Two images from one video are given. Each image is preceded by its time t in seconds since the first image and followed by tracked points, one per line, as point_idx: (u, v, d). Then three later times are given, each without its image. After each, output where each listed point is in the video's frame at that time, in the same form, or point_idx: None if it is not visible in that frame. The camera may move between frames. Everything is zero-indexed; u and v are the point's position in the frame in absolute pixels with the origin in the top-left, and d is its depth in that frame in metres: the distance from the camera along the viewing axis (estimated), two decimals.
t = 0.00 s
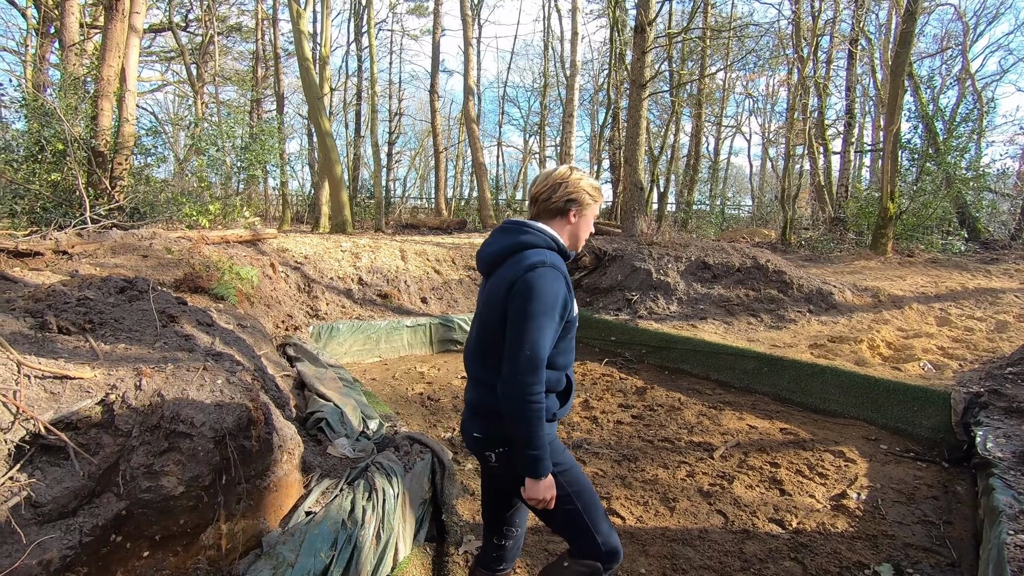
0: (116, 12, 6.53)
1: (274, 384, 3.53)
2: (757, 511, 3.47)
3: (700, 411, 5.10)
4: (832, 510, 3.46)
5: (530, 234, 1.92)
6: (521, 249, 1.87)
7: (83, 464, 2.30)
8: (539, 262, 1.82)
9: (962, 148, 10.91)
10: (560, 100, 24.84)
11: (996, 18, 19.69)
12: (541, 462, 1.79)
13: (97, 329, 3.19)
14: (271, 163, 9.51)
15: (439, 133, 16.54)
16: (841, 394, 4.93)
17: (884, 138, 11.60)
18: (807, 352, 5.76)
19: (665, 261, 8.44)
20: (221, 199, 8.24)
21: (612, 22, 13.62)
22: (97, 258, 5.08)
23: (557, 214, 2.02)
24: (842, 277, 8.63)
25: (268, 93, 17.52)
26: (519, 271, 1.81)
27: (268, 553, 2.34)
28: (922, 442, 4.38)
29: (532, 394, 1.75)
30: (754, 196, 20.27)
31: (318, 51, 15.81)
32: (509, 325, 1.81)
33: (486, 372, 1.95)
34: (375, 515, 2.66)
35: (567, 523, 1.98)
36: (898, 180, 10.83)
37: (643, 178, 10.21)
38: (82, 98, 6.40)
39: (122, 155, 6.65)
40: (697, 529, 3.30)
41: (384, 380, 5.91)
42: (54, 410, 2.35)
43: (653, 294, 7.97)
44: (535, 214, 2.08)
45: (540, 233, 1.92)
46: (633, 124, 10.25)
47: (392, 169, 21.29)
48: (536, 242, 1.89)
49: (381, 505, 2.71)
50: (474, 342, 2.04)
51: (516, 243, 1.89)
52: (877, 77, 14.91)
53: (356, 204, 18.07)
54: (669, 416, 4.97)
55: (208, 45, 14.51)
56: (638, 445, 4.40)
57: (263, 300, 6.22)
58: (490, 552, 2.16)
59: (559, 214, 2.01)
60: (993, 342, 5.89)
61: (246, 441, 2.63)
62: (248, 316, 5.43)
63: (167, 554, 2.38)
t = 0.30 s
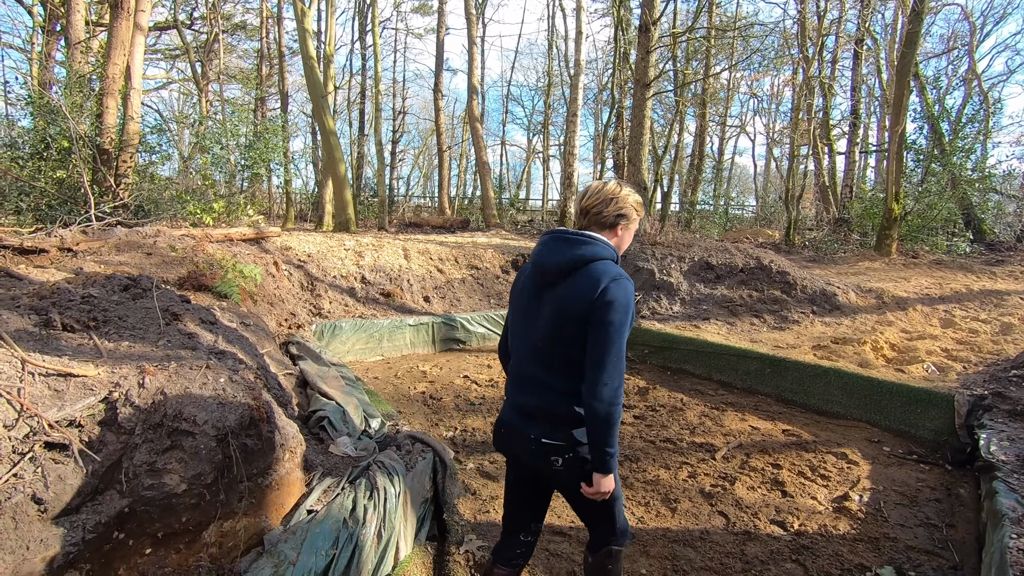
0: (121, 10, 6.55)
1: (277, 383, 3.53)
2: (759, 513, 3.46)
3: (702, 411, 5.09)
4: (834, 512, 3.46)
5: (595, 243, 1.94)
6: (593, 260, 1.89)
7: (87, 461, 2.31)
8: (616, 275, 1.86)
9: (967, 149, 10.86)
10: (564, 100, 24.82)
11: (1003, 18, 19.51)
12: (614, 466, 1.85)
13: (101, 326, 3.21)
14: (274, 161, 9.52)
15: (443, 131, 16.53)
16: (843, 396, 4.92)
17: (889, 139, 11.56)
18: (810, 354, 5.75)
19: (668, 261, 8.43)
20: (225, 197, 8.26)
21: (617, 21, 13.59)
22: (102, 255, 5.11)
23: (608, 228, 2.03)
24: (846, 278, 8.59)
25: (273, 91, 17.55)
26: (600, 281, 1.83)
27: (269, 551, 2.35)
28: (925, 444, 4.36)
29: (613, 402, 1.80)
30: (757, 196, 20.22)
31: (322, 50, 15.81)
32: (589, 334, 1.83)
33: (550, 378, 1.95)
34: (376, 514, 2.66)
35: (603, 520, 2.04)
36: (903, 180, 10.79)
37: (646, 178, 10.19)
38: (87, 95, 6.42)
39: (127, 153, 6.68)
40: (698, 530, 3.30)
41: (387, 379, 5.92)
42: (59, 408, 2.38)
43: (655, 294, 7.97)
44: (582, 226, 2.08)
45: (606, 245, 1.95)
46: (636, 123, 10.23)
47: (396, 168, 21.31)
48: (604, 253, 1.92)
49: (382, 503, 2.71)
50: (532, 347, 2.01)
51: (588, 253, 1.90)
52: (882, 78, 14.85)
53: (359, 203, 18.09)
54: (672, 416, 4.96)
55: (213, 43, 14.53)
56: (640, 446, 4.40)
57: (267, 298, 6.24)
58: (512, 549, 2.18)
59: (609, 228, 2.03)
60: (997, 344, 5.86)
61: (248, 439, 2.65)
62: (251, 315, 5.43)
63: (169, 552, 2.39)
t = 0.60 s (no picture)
0: (123, 13, 6.58)
1: (276, 386, 3.54)
2: (759, 515, 3.46)
3: (703, 413, 5.09)
4: (834, 515, 3.45)
5: (657, 244, 2.04)
6: (658, 260, 2.00)
7: (86, 466, 2.31)
8: (678, 276, 1.97)
9: (969, 149, 10.83)
10: (565, 101, 24.81)
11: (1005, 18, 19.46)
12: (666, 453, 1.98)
13: (101, 330, 3.22)
14: (275, 163, 9.53)
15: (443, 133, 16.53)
16: (844, 397, 4.92)
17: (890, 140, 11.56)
18: (811, 355, 5.75)
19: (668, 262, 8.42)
20: (226, 199, 8.27)
21: (617, 23, 13.59)
22: (103, 258, 5.13)
23: (663, 230, 2.14)
24: (847, 279, 8.58)
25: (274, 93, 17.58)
26: (666, 280, 1.94)
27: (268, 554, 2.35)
28: (925, 446, 4.36)
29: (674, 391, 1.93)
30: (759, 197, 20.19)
31: (323, 52, 15.84)
32: (654, 328, 1.94)
33: (609, 368, 2.04)
34: (376, 517, 2.66)
35: (637, 511, 2.20)
36: (904, 181, 10.77)
37: (647, 179, 10.19)
38: (89, 98, 6.45)
39: (129, 156, 6.71)
40: (698, 532, 3.30)
41: (387, 381, 5.93)
42: (57, 412, 2.37)
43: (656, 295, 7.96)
44: (639, 227, 2.19)
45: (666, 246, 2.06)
46: (637, 125, 10.23)
47: (396, 170, 21.34)
48: (666, 253, 2.02)
49: (381, 507, 2.71)
50: (590, 338, 2.08)
51: (655, 251, 1.99)
52: (884, 78, 14.83)
53: (360, 204, 18.11)
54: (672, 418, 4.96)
55: (214, 45, 14.55)
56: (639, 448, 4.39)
57: (267, 300, 6.26)
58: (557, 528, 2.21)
59: (665, 230, 2.13)
60: (999, 346, 5.84)
61: (246, 443, 2.67)
62: (252, 317, 5.45)
63: (167, 555, 2.41)
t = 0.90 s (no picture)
0: (118, 21, 6.59)
1: (270, 393, 3.54)
2: (754, 519, 3.46)
3: (698, 417, 5.10)
4: (829, 518, 3.45)
5: (658, 239, 2.08)
6: (657, 254, 2.03)
7: (75, 476, 2.30)
8: (675, 267, 1.99)
9: (962, 151, 10.88)
10: (561, 105, 24.88)
11: (995, 20, 19.62)
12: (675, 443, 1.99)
13: (92, 339, 3.21)
14: (271, 169, 9.52)
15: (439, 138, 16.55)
16: (839, 400, 4.93)
17: (884, 142, 11.61)
18: (806, 358, 5.76)
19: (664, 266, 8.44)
20: (221, 206, 8.26)
21: (612, 28, 13.66)
22: (97, 265, 5.13)
23: (658, 224, 2.20)
24: (841, 282, 8.61)
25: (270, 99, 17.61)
26: (661, 272, 1.97)
27: (260, 562, 2.30)
28: (920, 448, 4.36)
29: (673, 382, 1.93)
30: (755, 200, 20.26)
31: (318, 58, 15.86)
32: (650, 319, 1.98)
33: (616, 364, 2.11)
34: (368, 525, 2.65)
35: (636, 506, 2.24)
36: (897, 184, 10.83)
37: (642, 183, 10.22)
38: (83, 106, 6.46)
39: (123, 163, 6.71)
40: (693, 537, 3.29)
41: (383, 387, 5.91)
42: (47, 421, 2.36)
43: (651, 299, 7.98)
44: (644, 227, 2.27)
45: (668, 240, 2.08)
46: (632, 129, 10.26)
47: (393, 175, 21.36)
48: (666, 247, 2.05)
49: (373, 515, 2.70)
50: (599, 335, 2.18)
51: (652, 246, 2.04)
52: (877, 81, 14.92)
53: (356, 210, 18.12)
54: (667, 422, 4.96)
55: (210, 52, 14.56)
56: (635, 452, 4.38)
57: (262, 307, 6.25)
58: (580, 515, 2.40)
59: (659, 223, 2.19)
60: (993, 347, 5.87)
61: (237, 452, 2.70)
62: (246, 324, 5.44)
63: (158, 565, 2.40)
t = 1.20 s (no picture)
0: (103, 27, 6.53)
1: (258, 402, 3.50)
2: (745, 521, 3.48)
3: (688, 420, 5.12)
4: (818, 520, 3.48)
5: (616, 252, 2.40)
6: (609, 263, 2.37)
7: (59, 489, 2.27)
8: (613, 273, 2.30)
9: (945, 155, 11.04)
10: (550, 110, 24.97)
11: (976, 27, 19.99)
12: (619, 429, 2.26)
13: (77, 348, 3.18)
14: (259, 175, 9.46)
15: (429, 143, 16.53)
16: (827, 402, 4.98)
17: (868, 146, 11.76)
18: (794, 360, 5.82)
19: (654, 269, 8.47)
20: (209, 212, 8.19)
21: (600, 33, 13.75)
22: (82, 273, 5.08)
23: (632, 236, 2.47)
24: (828, 284, 8.70)
25: (258, 105, 17.50)
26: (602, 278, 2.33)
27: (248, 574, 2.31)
28: (907, 449, 4.41)
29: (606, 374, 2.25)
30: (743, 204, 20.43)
31: (307, 63, 15.80)
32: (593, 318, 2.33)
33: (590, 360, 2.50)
34: (358, 533, 2.65)
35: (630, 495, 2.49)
36: (882, 187, 10.97)
37: (631, 187, 10.27)
38: (68, 112, 6.39)
39: (109, 169, 6.65)
40: (684, 540, 3.31)
41: (373, 393, 5.89)
42: (30, 434, 2.33)
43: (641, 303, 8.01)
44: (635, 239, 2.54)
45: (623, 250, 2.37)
46: (621, 133, 10.31)
47: (383, 180, 21.31)
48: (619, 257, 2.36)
49: (364, 523, 2.69)
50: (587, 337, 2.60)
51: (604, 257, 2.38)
52: (861, 86, 15.11)
53: (346, 215, 18.05)
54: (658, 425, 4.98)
55: (197, 57, 14.46)
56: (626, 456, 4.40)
57: (251, 313, 6.21)
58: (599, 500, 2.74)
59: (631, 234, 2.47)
60: (977, 348, 5.95)
61: (225, 462, 2.70)
62: (234, 331, 5.40)
63: None
